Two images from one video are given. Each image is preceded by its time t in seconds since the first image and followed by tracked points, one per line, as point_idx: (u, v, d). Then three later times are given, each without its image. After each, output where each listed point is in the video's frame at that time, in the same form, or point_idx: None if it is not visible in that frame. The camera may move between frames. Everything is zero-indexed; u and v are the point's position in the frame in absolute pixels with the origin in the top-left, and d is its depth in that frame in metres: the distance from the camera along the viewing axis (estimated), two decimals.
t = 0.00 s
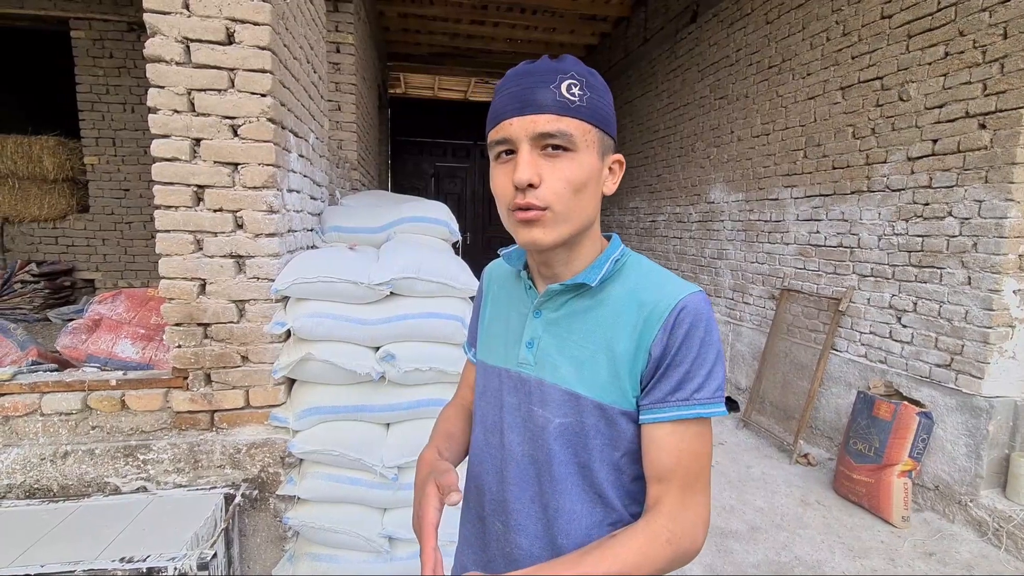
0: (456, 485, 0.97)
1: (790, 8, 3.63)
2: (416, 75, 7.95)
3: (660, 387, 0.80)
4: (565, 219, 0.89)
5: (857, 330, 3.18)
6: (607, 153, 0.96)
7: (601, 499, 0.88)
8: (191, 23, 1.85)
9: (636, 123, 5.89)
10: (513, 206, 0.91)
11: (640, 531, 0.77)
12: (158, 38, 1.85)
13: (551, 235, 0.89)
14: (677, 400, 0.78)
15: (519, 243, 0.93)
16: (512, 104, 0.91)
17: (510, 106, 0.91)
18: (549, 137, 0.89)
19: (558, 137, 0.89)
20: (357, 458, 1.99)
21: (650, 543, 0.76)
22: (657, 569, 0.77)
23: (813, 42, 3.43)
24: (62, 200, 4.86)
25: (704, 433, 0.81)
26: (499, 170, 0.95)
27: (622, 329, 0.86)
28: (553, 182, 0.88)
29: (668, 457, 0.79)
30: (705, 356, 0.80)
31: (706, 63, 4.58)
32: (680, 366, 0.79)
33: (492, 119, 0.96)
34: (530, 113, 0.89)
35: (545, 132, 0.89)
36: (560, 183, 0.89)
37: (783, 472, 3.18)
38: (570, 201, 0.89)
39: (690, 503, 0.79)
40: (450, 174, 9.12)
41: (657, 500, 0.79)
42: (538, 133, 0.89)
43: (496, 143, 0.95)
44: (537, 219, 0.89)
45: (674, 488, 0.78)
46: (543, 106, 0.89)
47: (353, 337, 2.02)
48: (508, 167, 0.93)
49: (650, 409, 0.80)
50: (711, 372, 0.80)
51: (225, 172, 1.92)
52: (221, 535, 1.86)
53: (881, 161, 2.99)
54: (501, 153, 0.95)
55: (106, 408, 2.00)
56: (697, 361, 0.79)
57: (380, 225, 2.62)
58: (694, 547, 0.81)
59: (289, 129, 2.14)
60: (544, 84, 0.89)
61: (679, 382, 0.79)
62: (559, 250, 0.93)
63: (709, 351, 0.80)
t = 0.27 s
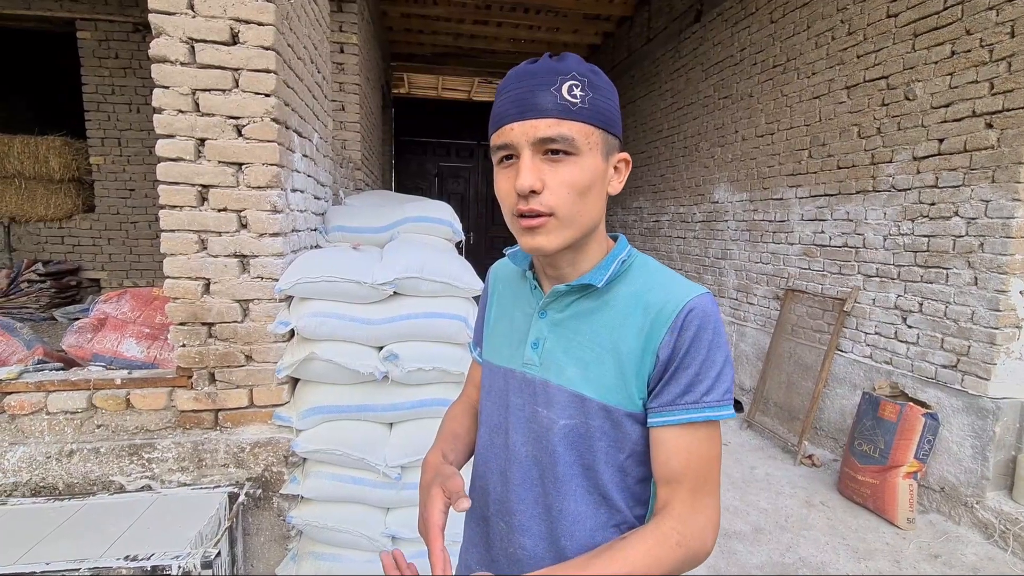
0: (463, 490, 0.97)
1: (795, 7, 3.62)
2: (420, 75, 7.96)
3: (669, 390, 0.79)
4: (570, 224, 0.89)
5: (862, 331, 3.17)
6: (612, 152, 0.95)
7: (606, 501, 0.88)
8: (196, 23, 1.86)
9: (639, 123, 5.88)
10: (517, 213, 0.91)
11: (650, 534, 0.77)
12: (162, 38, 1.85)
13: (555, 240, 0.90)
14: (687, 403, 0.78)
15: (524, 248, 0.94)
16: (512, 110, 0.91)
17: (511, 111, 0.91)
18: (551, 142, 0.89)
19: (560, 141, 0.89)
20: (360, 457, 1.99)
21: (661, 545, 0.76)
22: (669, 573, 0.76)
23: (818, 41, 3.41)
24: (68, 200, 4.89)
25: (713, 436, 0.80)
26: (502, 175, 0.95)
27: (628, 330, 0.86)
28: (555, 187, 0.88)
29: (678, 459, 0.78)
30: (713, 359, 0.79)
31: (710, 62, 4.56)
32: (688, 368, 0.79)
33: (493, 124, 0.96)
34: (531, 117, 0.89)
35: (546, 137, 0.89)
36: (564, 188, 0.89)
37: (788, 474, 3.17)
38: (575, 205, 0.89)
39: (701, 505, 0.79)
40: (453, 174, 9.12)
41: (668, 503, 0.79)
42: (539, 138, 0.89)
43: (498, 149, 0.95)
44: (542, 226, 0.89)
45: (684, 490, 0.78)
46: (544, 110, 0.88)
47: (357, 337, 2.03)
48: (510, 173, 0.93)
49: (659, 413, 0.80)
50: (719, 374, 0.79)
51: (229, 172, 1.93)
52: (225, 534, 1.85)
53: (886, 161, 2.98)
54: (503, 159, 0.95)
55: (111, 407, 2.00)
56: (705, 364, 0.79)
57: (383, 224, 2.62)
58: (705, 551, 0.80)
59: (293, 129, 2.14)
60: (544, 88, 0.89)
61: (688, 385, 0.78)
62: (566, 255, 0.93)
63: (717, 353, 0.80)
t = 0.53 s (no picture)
0: (451, 498, 1.00)
1: (799, 5, 3.60)
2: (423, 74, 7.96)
3: (677, 391, 0.79)
4: (568, 219, 0.89)
5: (867, 331, 3.15)
6: (615, 149, 0.94)
7: (610, 502, 0.88)
8: (199, 22, 1.86)
9: (643, 122, 5.86)
10: (515, 207, 0.91)
11: (658, 535, 0.76)
12: (166, 37, 1.85)
13: (551, 235, 0.89)
14: (694, 404, 0.77)
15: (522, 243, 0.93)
16: (512, 103, 0.91)
17: (512, 105, 0.91)
18: (550, 135, 0.89)
19: (559, 135, 0.88)
20: (363, 456, 1.99)
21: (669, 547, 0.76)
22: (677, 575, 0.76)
23: (823, 39, 3.39)
24: (73, 199, 4.91)
25: (721, 438, 0.80)
26: (502, 169, 0.96)
27: (632, 331, 0.85)
28: (553, 181, 0.88)
29: (686, 461, 0.78)
30: (720, 360, 0.79)
31: (714, 61, 4.54)
32: (695, 370, 0.78)
33: (496, 118, 0.96)
34: (530, 110, 0.89)
35: (544, 130, 0.89)
36: (561, 182, 0.88)
37: (791, 474, 3.15)
38: (572, 200, 0.88)
39: (709, 507, 0.78)
40: (456, 173, 9.12)
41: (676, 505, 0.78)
42: (537, 131, 0.89)
43: (500, 143, 0.96)
44: (537, 220, 0.89)
45: (691, 492, 0.78)
46: (543, 103, 0.88)
47: (359, 336, 2.03)
48: (510, 166, 0.93)
49: (666, 415, 0.79)
50: (726, 376, 0.79)
51: (232, 171, 1.93)
52: (228, 532, 1.85)
53: (892, 160, 2.96)
54: (504, 152, 0.96)
55: (115, 405, 2.01)
56: (712, 365, 0.78)
57: (386, 223, 2.62)
58: (715, 553, 0.80)
59: (295, 127, 2.14)
60: (544, 81, 0.89)
61: (696, 387, 0.78)
62: (565, 250, 0.92)
63: (724, 354, 0.79)
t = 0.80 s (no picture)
0: (444, 493, 1.02)
1: (803, 3, 3.58)
2: (425, 74, 7.97)
3: (679, 394, 0.78)
4: (571, 219, 0.88)
5: (871, 330, 3.14)
6: (619, 148, 0.94)
7: (609, 505, 0.88)
8: (203, 22, 1.86)
9: (646, 121, 5.85)
10: (518, 206, 0.91)
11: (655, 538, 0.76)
12: (169, 37, 1.86)
13: (554, 235, 0.89)
14: (697, 408, 0.77)
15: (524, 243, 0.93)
16: (515, 103, 0.91)
17: (514, 104, 0.91)
18: (553, 135, 0.89)
19: (561, 134, 0.88)
20: (366, 455, 2.00)
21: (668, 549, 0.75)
22: None
23: (827, 37, 3.38)
24: (78, 199, 4.93)
25: (723, 442, 0.79)
26: (506, 168, 0.95)
27: (634, 333, 0.85)
28: (556, 181, 0.87)
29: (686, 464, 0.78)
30: (723, 363, 0.78)
31: (717, 60, 4.53)
32: (698, 373, 0.78)
33: (499, 117, 0.96)
34: (533, 109, 0.89)
35: (547, 130, 0.88)
36: (564, 182, 0.87)
37: (795, 474, 3.14)
38: (575, 200, 0.88)
39: (708, 511, 0.78)
40: (459, 173, 9.13)
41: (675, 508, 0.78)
42: (540, 131, 0.89)
43: (502, 142, 0.95)
44: (540, 220, 0.88)
45: (690, 495, 0.77)
46: (546, 102, 0.88)
47: (362, 335, 2.03)
48: (513, 166, 0.93)
49: (667, 417, 0.79)
50: (729, 379, 0.78)
51: (236, 170, 1.93)
52: (231, 531, 1.86)
53: (896, 159, 2.94)
54: (507, 152, 0.96)
55: (120, 404, 2.02)
56: (715, 368, 0.78)
57: (388, 223, 2.63)
58: (713, 558, 0.79)
59: (299, 127, 2.14)
60: (547, 81, 0.89)
61: (697, 390, 0.77)
62: (569, 250, 0.92)
63: (727, 357, 0.79)
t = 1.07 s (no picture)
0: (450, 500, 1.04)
1: (807, 2, 3.57)
2: (428, 74, 7.97)
3: (683, 399, 0.78)
4: (572, 220, 0.88)
5: (875, 331, 3.13)
6: (622, 148, 0.93)
7: (611, 507, 0.87)
8: (207, 22, 1.86)
9: (649, 121, 5.84)
10: (519, 206, 0.91)
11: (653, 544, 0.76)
12: (173, 37, 1.86)
13: (555, 236, 0.89)
14: (700, 412, 0.77)
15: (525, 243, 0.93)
16: (517, 103, 0.91)
17: (516, 103, 0.91)
18: (554, 134, 0.88)
19: (563, 134, 0.88)
20: (369, 455, 2.00)
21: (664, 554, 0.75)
22: None
23: (831, 37, 3.37)
24: (82, 199, 4.95)
25: (724, 447, 0.79)
26: (508, 168, 0.96)
27: (637, 336, 0.85)
28: (557, 181, 0.87)
29: (688, 469, 0.77)
30: (727, 369, 0.78)
31: (721, 59, 4.52)
32: (701, 378, 0.78)
33: (501, 116, 0.96)
34: (535, 109, 0.89)
35: (549, 129, 0.88)
36: (565, 182, 0.87)
37: (798, 475, 3.13)
38: (577, 200, 0.88)
39: (708, 516, 0.78)
40: (461, 172, 9.13)
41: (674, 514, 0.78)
42: (541, 130, 0.89)
43: (504, 142, 0.95)
44: (542, 220, 0.88)
45: (691, 501, 0.77)
46: (547, 102, 0.88)
47: (365, 335, 2.03)
48: (514, 165, 0.93)
49: (669, 421, 0.79)
50: (733, 385, 0.78)
51: (239, 170, 1.94)
52: (234, 531, 1.86)
53: (901, 158, 2.93)
54: (509, 152, 0.96)
55: (123, 403, 2.03)
56: (718, 373, 0.78)
57: (391, 222, 2.63)
58: (711, 561, 0.80)
59: (302, 127, 2.14)
60: (549, 80, 0.89)
61: (701, 395, 0.77)
62: (571, 251, 0.92)
63: (732, 363, 0.79)
